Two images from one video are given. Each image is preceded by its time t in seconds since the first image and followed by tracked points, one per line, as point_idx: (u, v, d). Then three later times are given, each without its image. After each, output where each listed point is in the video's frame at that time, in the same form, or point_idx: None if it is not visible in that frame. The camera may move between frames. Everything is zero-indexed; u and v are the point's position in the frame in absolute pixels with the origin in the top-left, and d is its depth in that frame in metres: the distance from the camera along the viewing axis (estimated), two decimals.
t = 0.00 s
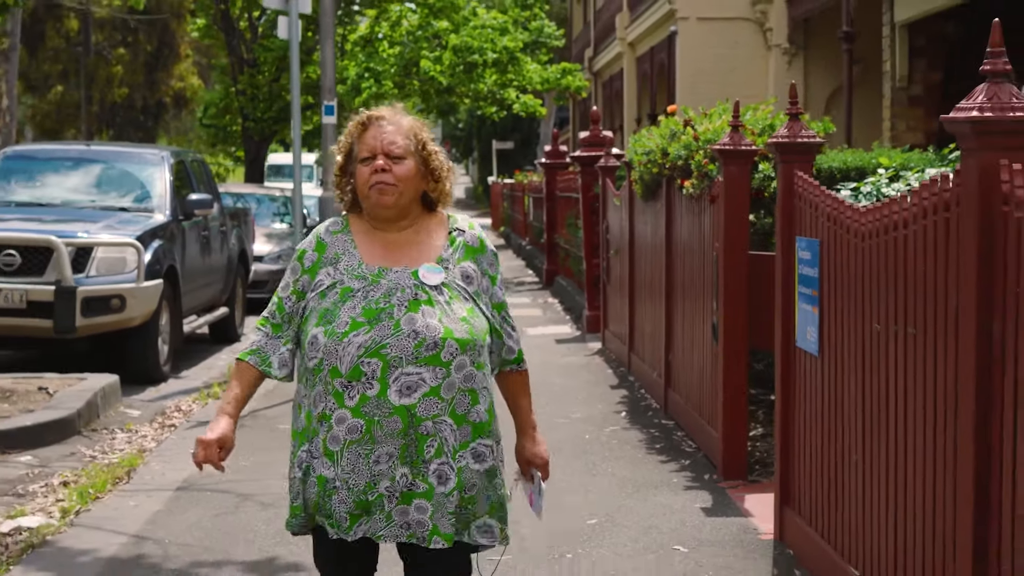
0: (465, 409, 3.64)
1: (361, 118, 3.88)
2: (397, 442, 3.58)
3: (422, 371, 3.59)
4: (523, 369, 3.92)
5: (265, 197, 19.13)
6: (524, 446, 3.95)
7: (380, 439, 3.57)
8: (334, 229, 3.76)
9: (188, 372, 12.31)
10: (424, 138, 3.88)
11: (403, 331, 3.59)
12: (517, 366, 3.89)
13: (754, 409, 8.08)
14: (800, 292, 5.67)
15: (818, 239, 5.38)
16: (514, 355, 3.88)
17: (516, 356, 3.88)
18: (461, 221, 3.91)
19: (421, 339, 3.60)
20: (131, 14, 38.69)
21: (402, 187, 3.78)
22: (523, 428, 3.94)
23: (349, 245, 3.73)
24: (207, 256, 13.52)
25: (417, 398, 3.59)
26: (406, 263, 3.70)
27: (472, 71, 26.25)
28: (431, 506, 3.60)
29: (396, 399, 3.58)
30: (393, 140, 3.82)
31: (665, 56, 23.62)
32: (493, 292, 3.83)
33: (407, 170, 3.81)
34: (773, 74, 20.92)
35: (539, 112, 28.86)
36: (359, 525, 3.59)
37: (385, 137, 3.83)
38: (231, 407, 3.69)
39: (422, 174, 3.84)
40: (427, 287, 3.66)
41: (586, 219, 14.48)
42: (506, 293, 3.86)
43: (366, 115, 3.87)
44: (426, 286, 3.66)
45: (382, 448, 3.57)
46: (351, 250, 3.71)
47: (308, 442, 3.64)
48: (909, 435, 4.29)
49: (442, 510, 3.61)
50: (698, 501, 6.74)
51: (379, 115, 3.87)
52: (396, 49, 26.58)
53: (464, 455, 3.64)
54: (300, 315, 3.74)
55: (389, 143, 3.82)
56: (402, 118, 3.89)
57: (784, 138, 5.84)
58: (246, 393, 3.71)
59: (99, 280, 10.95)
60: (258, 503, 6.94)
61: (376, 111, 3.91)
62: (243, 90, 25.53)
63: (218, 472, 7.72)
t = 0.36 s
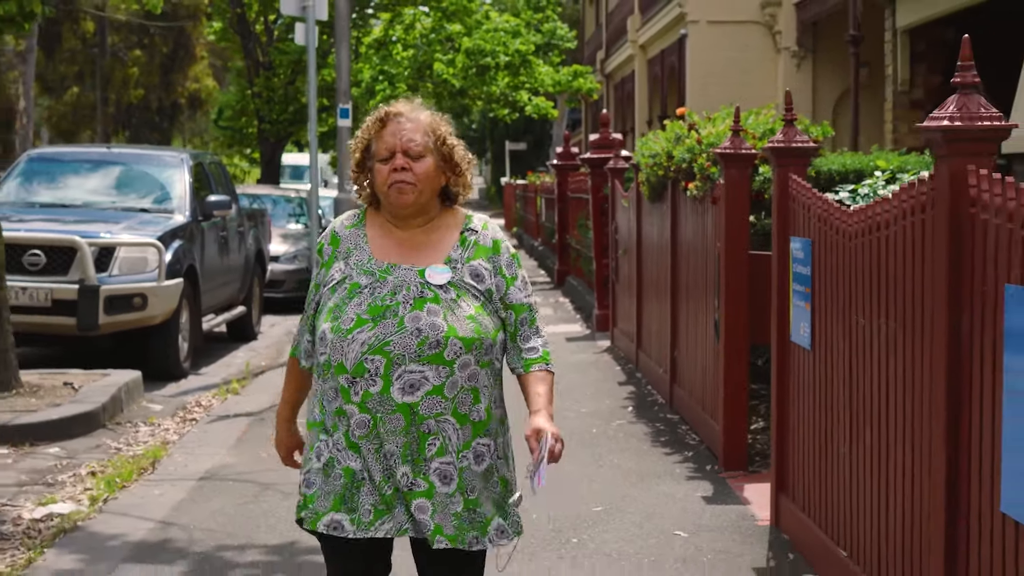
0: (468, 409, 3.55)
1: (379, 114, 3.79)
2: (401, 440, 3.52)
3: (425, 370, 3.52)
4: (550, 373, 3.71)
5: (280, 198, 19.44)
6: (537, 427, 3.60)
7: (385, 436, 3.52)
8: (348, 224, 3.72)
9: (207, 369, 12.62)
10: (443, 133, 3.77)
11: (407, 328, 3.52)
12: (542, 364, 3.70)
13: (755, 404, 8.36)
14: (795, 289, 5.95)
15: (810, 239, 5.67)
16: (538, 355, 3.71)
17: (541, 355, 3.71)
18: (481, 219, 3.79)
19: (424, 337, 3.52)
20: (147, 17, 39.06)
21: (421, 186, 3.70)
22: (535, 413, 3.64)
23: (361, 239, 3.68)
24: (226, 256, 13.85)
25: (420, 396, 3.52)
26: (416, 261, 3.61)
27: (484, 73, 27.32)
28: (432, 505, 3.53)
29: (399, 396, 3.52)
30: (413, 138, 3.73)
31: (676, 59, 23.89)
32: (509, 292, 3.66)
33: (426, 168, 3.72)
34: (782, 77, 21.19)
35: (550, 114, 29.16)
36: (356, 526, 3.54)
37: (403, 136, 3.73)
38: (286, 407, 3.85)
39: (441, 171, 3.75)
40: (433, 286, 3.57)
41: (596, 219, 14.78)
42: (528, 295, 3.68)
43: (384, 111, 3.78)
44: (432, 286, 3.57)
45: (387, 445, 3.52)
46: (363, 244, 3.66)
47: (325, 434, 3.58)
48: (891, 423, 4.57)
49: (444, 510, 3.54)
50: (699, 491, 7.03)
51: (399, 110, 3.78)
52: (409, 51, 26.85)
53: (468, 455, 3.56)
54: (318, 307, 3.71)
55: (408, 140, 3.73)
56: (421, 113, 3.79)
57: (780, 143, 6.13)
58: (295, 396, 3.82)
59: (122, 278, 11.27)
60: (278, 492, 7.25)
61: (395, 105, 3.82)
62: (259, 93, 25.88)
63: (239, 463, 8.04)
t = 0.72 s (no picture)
0: (473, 391, 3.52)
1: (330, 115, 3.70)
2: (411, 434, 3.47)
3: (425, 360, 3.48)
4: (537, 351, 3.70)
5: (288, 197, 19.73)
6: (529, 430, 3.66)
7: (393, 434, 3.47)
8: (320, 234, 3.66)
9: (219, 364, 12.93)
10: (398, 126, 3.70)
11: (400, 322, 3.48)
12: (526, 348, 3.66)
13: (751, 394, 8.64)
14: (787, 283, 6.24)
15: (801, 235, 5.96)
16: (521, 340, 3.66)
17: (524, 339, 3.66)
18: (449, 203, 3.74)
19: (419, 327, 3.48)
20: (155, 18, 39.37)
21: (384, 182, 3.62)
22: (531, 414, 3.66)
23: (338, 247, 3.62)
24: (237, 253, 14.14)
25: (425, 387, 3.47)
26: (394, 256, 3.57)
27: (489, 74, 27.35)
28: (451, 493, 3.50)
29: (404, 391, 3.47)
30: (368, 134, 3.65)
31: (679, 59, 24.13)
32: (490, 272, 3.65)
33: (386, 162, 3.64)
34: (783, 78, 21.45)
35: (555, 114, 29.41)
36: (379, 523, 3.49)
37: (359, 133, 3.65)
38: (259, 433, 3.68)
39: (404, 165, 3.67)
40: (416, 275, 3.54)
41: (599, 217, 15.10)
42: (507, 272, 3.67)
43: (336, 111, 3.70)
44: (416, 275, 3.54)
45: (396, 443, 3.47)
46: (341, 253, 3.60)
47: (325, 439, 3.55)
48: (874, 406, 4.85)
49: (461, 495, 3.51)
50: (697, 477, 7.33)
51: (350, 109, 3.70)
52: (415, 52, 27.33)
53: (477, 438, 3.53)
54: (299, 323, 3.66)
55: (364, 137, 3.65)
56: (373, 109, 3.72)
57: (773, 142, 6.44)
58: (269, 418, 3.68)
59: (137, 275, 11.54)
60: (293, 477, 7.55)
61: (346, 105, 3.74)
62: (267, 93, 26.22)
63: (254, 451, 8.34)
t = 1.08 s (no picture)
0: (480, 425, 3.43)
1: (379, 123, 3.69)
2: (410, 457, 3.38)
3: (436, 386, 3.39)
4: (531, 386, 3.71)
5: (298, 199, 20.04)
6: (513, 465, 3.68)
7: (392, 454, 3.37)
8: (347, 235, 3.57)
9: (232, 362, 13.22)
10: (444, 146, 3.69)
11: (417, 342, 3.39)
12: (525, 381, 3.68)
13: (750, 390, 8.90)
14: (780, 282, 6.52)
15: (791, 237, 6.26)
16: (524, 372, 3.67)
17: (525, 373, 3.68)
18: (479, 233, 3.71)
19: (436, 351, 3.40)
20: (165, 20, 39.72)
21: (420, 195, 3.58)
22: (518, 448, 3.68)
23: (364, 252, 3.53)
24: (248, 254, 14.45)
25: (431, 412, 3.39)
26: (425, 275, 3.50)
27: (495, 77, 27.50)
28: (441, 523, 3.40)
29: (409, 412, 3.38)
30: (413, 145, 3.63)
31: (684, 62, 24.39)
32: (510, 305, 3.62)
33: (426, 176, 3.61)
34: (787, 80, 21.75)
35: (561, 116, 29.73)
36: (364, 542, 3.39)
37: (403, 142, 3.63)
38: (250, 420, 3.52)
39: (443, 184, 3.66)
40: (442, 299, 3.46)
41: (604, 219, 15.43)
42: (523, 307, 3.65)
43: (386, 119, 3.69)
44: (441, 299, 3.46)
45: (394, 463, 3.37)
46: (366, 257, 3.52)
47: (318, 455, 3.43)
48: (856, 399, 5.15)
49: (451, 528, 3.40)
50: (695, 469, 7.61)
51: (399, 119, 3.69)
52: (423, 55, 27.80)
53: (478, 474, 3.44)
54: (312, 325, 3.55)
55: (407, 146, 3.63)
56: (423, 125, 3.71)
57: (767, 147, 6.71)
58: (261, 408, 3.53)
59: (152, 275, 11.85)
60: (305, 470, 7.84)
61: (396, 115, 3.73)
62: (276, 96, 26.54)
63: (268, 445, 8.64)
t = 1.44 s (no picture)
0: (477, 434, 3.36)
1: (376, 135, 3.58)
2: (404, 470, 3.32)
3: (429, 396, 3.32)
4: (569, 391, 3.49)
5: (312, 200, 20.31)
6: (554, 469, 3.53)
7: (385, 466, 3.32)
8: (347, 244, 3.53)
9: (248, 360, 13.52)
10: (443, 154, 3.56)
11: (410, 353, 3.32)
12: (560, 383, 3.48)
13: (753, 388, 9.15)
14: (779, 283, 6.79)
15: (790, 239, 6.53)
16: (552, 375, 3.47)
17: (555, 375, 3.47)
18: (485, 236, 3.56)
19: (427, 361, 3.32)
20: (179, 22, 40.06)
21: (417, 212, 3.48)
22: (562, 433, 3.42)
23: (362, 260, 3.48)
24: (265, 254, 14.74)
25: (425, 424, 3.32)
26: (419, 283, 3.41)
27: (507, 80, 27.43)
28: (438, 535, 3.32)
29: (402, 424, 3.32)
30: (411, 159, 3.52)
31: (693, 65, 24.64)
32: (517, 311, 3.45)
33: (423, 192, 3.51)
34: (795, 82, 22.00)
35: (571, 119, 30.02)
36: (360, 556, 3.33)
37: (401, 156, 3.53)
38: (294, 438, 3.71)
39: (443, 194, 3.54)
40: (435, 308, 3.37)
41: (613, 220, 15.69)
42: (537, 311, 3.48)
43: (383, 131, 3.58)
44: (435, 308, 3.37)
45: (387, 476, 3.32)
46: (363, 266, 3.46)
47: (327, 462, 3.41)
48: (847, 396, 5.43)
49: (448, 540, 3.33)
50: (699, 463, 7.88)
51: (397, 131, 3.57)
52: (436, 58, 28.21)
53: (476, 484, 3.35)
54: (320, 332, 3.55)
55: (406, 162, 3.52)
56: (421, 134, 3.59)
57: (766, 153, 6.98)
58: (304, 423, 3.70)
59: (171, 276, 12.14)
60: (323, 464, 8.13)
61: (393, 126, 3.61)
62: (290, 99, 26.88)
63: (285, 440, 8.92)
